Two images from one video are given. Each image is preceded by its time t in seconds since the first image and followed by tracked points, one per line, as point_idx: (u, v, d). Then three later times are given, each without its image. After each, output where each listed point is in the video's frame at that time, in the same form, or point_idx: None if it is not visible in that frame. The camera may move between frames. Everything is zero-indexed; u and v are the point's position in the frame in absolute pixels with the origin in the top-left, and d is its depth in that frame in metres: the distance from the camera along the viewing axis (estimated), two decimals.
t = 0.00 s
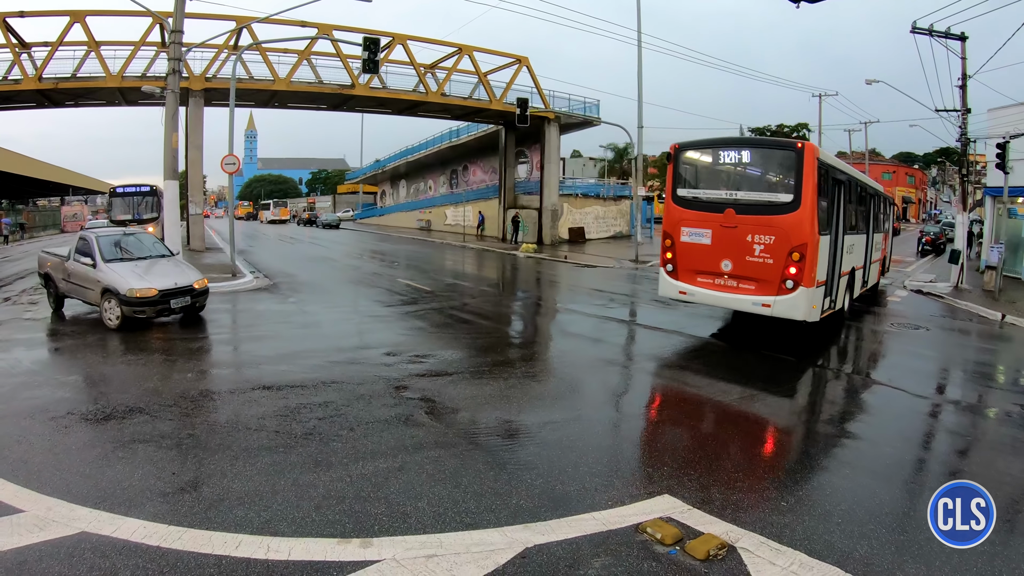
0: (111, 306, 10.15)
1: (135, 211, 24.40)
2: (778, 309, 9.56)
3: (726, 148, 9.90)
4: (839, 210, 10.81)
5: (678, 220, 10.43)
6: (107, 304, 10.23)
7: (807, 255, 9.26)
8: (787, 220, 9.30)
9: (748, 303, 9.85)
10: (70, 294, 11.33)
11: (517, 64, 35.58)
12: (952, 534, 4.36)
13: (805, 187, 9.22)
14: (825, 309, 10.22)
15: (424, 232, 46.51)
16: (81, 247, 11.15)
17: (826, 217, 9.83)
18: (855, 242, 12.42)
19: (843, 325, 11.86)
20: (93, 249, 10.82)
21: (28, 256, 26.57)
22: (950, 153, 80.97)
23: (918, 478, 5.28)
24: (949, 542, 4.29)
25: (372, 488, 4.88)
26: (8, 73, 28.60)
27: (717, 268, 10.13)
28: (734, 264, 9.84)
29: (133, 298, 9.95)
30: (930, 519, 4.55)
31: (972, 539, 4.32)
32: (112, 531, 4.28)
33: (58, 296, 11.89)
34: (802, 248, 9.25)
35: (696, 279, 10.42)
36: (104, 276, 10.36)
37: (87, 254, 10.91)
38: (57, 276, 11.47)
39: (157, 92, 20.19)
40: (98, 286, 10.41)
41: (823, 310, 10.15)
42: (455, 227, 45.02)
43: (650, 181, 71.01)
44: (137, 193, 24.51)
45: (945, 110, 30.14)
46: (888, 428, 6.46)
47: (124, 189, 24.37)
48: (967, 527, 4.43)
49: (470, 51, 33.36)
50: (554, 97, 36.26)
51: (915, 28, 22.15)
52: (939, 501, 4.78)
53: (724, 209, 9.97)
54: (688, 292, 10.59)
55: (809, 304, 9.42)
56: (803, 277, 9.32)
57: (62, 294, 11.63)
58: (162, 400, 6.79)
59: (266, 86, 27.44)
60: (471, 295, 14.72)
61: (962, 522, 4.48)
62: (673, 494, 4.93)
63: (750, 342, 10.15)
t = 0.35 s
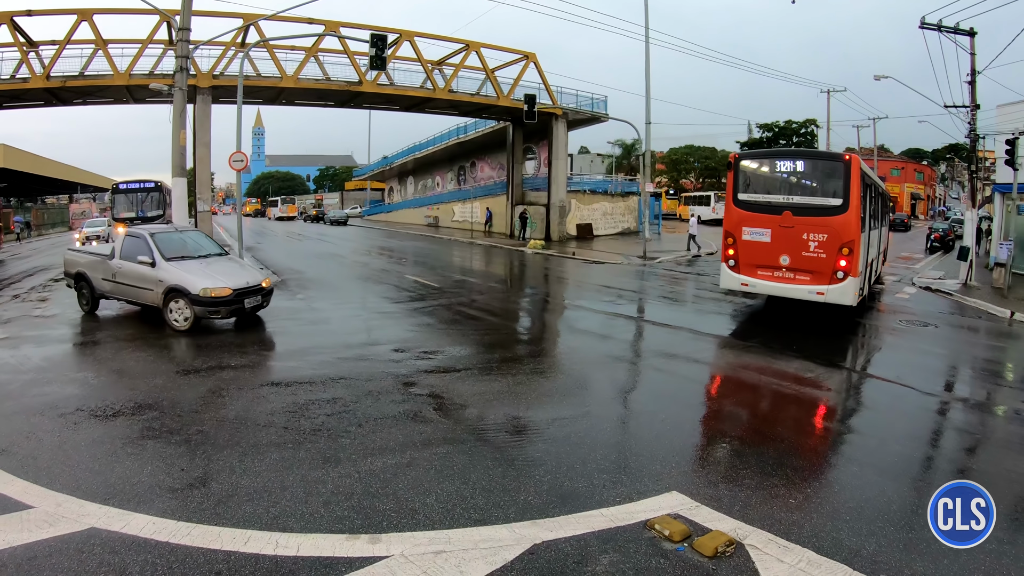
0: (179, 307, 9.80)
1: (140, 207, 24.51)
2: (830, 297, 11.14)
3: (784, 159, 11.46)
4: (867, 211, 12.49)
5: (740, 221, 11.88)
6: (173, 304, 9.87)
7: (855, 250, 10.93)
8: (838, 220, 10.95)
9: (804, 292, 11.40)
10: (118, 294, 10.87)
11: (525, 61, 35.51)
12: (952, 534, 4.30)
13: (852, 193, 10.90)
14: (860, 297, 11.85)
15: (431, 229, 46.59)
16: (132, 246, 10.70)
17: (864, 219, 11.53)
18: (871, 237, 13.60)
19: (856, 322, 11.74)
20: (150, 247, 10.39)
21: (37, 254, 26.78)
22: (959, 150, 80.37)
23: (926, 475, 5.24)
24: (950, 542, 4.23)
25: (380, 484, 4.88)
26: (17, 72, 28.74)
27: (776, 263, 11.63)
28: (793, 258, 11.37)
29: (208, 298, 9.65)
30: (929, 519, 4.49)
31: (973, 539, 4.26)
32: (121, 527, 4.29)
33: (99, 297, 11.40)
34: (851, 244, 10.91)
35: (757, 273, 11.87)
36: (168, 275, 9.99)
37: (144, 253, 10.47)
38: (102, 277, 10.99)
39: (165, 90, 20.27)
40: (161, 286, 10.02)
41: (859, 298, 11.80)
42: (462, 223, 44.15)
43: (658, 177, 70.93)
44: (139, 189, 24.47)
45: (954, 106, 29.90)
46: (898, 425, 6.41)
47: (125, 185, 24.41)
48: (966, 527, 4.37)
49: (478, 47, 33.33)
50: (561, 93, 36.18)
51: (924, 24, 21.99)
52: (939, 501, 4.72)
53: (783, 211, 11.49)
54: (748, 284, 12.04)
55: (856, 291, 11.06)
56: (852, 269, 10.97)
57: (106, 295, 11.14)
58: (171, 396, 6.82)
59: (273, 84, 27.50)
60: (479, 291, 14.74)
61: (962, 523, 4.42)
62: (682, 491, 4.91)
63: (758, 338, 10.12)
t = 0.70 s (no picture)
0: (274, 307, 9.65)
1: (150, 205, 24.55)
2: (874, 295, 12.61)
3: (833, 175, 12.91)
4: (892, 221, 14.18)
5: (794, 227, 13.22)
6: (265, 304, 9.68)
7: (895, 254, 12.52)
8: (881, 228, 12.54)
9: (851, 290, 12.85)
10: (185, 294, 10.43)
11: (539, 59, 35.45)
12: (953, 533, 4.29)
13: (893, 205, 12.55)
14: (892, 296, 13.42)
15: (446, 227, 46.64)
16: (205, 244, 10.31)
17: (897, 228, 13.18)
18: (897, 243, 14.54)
19: (876, 322, 11.60)
20: (230, 245, 10.06)
21: (54, 250, 27.11)
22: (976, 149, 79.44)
23: (941, 478, 5.17)
24: (950, 541, 4.22)
25: (394, 481, 4.88)
26: (35, 71, 29.07)
27: (826, 264, 13.04)
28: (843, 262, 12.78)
29: (306, 297, 9.56)
30: (929, 519, 4.47)
31: (973, 539, 4.25)
32: (137, 521, 4.32)
33: (155, 298, 10.89)
34: (893, 249, 12.49)
35: (808, 273, 13.23)
36: (255, 273, 9.75)
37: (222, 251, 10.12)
38: (167, 275, 10.52)
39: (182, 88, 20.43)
40: (247, 285, 9.76)
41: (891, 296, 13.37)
42: (478, 220, 44.32)
43: (673, 176, 70.74)
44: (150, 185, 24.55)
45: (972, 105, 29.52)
46: (913, 427, 6.34)
47: (134, 182, 24.47)
48: (966, 526, 4.36)
49: (493, 45, 33.37)
50: (576, 91, 36.12)
51: (940, 22, 21.73)
52: (939, 500, 4.70)
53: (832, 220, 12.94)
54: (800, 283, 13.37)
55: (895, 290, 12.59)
56: (893, 271, 12.53)
57: (167, 294, 10.66)
58: (187, 392, 6.87)
59: (289, 82, 27.65)
60: (494, 289, 14.75)
61: (962, 522, 4.41)
62: (696, 491, 4.88)
63: (772, 338, 10.04)
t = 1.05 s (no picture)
0: (385, 305, 9.62)
1: (167, 200, 24.70)
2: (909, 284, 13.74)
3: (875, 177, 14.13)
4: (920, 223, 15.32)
5: (838, 223, 14.40)
6: (376, 303, 9.63)
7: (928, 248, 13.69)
8: (916, 225, 13.73)
9: (888, 280, 13.98)
10: (276, 293, 10.14)
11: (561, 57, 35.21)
12: (953, 533, 4.27)
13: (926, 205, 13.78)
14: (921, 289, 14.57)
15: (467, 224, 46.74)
16: (302, 242, 10.05)
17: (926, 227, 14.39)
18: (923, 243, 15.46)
19: (896, 325, 11.45)
20: (333, 243, 9.86)
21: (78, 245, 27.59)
22: (1002, 149, 78.09)
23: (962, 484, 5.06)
24: (950, 541, 4.20)
25: (412, 478, 4.88)
26: (59, 68, 29.47)
27: (867, 257, 14.17)
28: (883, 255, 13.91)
29: (419, 294, 9.54)
30: (930, 519, 4.45)
31: (973, 539, 4.23)
32: (156, 514, 4.36)
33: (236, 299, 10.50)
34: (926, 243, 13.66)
35: (851, 265, 14.33)
36: (365, 271, 9.64)
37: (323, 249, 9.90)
38: (256, 275, 10.19)
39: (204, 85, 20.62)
40: (356, 283, 9.64)
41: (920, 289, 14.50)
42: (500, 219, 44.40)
43: (694, 174, 70.28)
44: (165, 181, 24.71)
45: (997, 106, 28.97)
46: (934, 431, 6.24)
47: (148, 177, 24.64)
48: (967, 527, 4.33)
49: (514, 43, 33.33)
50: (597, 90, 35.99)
51: (964, 21, 21.40)
52: (939, 500, 4.67)
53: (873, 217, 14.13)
54: (843, 274, 14.47)
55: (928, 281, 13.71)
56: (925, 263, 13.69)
57: (253, 294, 10.31)
58: (208, 386, 6.93)
59: (311, 79, 27.81)
60: (514, 287, 14.77)
61: (962, 522, 4.38)
62: (716, 492, 4.83)
63: (792, 339, 9.93)
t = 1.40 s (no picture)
0: (494, 300, 10.25)
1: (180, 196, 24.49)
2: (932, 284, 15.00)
3: (905, 187, 15.80)
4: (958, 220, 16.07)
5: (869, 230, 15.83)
6: (486, 298, 10.22)
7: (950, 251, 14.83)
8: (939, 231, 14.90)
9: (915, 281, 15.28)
10: (378, 291, 10.23)
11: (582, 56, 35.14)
12: (952, 534, 4.30)
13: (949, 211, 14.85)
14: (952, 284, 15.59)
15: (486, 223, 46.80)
16: (405, 240, 10.26)
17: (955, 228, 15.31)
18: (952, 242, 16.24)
19: (915, 330, 11.30)
20: (440, 241, 10.24)
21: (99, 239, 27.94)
22: None
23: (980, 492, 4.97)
24: (948, 541, 4.24)
25: (428, 476, 4.88)
26: (82, 64, 29.79)
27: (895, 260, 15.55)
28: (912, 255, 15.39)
29: (524, 288, 10.34)
30: (930, 519, 4.49)
31: (972, 539, 4.26)
32: (173, 506, 4.39)
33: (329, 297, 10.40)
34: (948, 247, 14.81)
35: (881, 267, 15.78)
36: (474, 269, 10.14)
37: (429, 247, 10.25)
38: (359, 272, 10.18)
39: (226, 82, 20.78)
40: (466, 280, 10.16)
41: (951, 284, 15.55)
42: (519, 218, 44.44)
43: (714, 175, 69.88)
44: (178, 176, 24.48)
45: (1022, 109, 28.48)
46: (950, 437, 6.17)
47: (160, 172, 24.39)
48: (966, 527, 4.37)
49: (535, 42, 33.30)
50: (618, 89, 35.83)
51: (988, 22, 21.08)
52: (939, 500, 4.71)
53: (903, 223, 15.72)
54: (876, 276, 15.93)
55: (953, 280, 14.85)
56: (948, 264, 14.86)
57: (353, 293, 10.27)
58: (225, 380, 6.99)
59: (331, 77, 27.96)
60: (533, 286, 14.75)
61: (962, 523, 4.42)
62: (732, 495, 4.79)
63: (810, 342, 9.83)
